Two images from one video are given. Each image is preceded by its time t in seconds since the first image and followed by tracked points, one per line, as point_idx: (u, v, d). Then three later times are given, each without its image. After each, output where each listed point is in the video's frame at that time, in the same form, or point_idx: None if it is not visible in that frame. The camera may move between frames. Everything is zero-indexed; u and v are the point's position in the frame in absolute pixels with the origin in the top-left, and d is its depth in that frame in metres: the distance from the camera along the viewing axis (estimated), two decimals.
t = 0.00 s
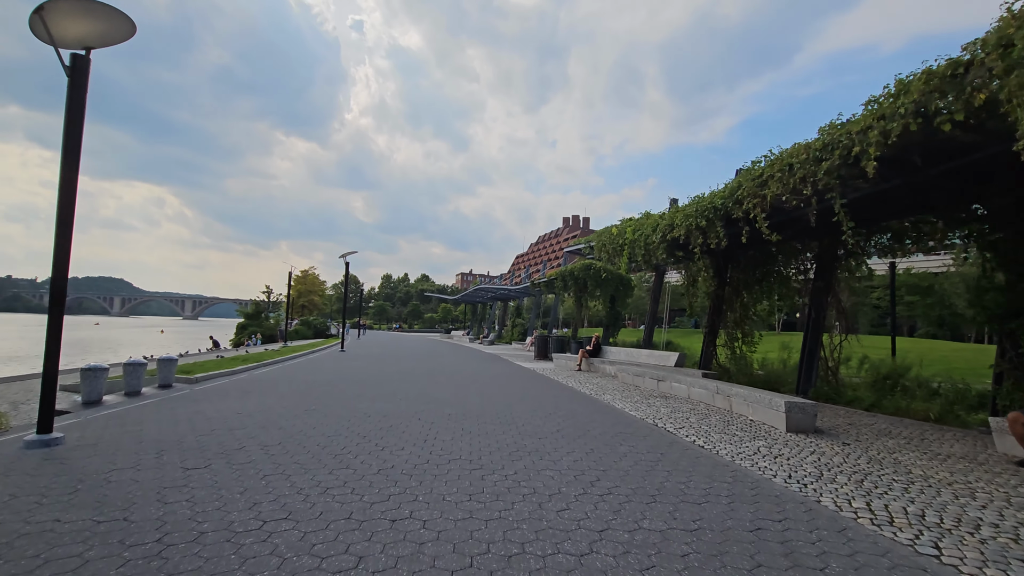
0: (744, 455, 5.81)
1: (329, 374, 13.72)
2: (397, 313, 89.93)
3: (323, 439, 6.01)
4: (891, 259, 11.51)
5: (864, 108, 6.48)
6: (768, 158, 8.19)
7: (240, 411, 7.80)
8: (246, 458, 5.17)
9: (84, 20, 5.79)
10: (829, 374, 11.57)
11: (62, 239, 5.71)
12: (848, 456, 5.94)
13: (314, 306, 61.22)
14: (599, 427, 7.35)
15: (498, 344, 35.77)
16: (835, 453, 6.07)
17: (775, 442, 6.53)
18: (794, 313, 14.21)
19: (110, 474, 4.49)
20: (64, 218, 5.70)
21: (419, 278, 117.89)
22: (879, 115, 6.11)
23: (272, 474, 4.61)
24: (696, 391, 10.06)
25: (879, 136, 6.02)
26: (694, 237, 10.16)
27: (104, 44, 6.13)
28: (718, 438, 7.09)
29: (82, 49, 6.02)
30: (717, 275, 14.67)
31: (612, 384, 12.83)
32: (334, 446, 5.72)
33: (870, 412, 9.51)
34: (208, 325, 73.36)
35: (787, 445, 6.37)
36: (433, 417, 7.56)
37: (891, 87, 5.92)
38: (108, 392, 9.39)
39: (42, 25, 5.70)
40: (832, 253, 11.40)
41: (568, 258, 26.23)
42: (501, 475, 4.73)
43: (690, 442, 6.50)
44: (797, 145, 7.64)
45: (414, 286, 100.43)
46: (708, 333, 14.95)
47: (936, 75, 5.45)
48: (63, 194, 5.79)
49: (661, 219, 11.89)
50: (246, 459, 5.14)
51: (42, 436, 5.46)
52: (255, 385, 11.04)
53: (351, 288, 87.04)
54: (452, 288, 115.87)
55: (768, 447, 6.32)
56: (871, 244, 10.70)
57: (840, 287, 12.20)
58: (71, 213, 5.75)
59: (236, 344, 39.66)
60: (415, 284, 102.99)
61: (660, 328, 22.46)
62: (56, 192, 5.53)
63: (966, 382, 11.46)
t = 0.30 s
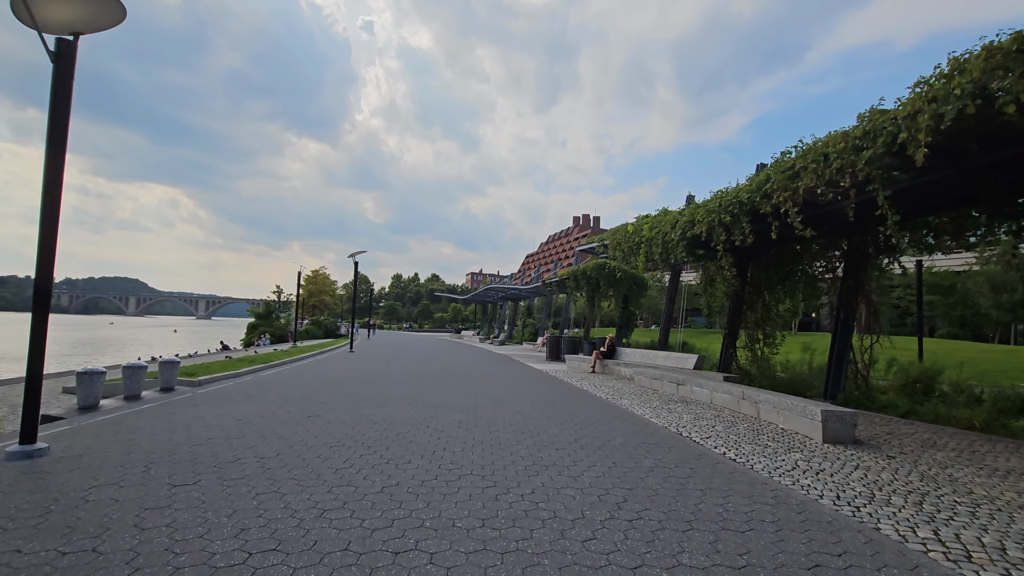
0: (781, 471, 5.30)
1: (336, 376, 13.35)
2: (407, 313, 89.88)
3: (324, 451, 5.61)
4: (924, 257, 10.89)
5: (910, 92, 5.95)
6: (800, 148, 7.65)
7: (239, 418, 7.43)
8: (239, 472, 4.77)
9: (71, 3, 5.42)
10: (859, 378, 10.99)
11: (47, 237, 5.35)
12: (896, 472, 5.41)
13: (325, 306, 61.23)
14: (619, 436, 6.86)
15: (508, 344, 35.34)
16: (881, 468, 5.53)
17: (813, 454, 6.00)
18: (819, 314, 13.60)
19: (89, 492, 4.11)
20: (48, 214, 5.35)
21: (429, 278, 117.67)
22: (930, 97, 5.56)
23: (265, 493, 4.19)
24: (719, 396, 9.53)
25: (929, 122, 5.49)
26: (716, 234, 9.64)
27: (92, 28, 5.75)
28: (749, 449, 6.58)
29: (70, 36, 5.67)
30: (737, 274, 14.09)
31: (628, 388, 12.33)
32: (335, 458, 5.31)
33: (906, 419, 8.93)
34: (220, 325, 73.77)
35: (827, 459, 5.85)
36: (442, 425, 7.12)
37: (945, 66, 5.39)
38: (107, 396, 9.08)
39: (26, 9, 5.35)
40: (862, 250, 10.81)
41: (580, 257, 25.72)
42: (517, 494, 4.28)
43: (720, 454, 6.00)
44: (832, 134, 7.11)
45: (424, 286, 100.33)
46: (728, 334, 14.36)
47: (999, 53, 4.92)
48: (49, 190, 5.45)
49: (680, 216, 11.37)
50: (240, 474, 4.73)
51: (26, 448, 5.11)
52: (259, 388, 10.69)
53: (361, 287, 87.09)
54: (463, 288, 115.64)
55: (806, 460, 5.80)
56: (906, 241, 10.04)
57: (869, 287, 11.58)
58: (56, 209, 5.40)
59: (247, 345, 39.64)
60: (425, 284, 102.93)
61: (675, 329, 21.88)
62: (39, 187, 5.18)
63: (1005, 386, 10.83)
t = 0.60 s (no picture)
0: (827, 488, 4.79)
1: (342, 378, 12.96)
2: (416, 313, 89.71)
3: (324, 462, 5.19)
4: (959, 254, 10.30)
5: (964, 70, 5.43)
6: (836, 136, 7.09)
7: (239, 424, 7.04)
8: (230, 488, 4.34)
9: None
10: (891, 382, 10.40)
11: (28, 232, 4.99)
12: (954, 489, 4.88)
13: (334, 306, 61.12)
14: (641, 445, 6.37)
15: (518, 345, 34.87)
16: (937, 485, 4.99)
17: (857, 468, 5.47)
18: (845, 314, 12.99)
19: (61, 512, 3.71)
20: (29, 206, 4.99)
21: (438, 278, 117.35)
22: (990, 74, 5.04)
23: (255, 513, 3.76)
24: (744, 401, 8.99)
25: (990, 101, 4.97)
26: (741, 229, 9.11)
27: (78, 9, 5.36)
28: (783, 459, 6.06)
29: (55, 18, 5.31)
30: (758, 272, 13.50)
31: (645, 391, 11.81)
32: (336, 471, 4.89)
33: (946, 427, 8.36)
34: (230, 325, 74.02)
35: (873, 473, 5.32)
36: (451, 433, 6.66)
37: (1009, 38, 4.83)
38: (105, 399, 8.75)
39: None
40: (894, 247, 10.22)
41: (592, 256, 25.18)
42: (535, 515, 3.83)
43: (754, 466, 5.50)
44: (872, 119, 6.58)
45: (433, 286, 100.13)
46: (749, 335, 13.78)
47: None
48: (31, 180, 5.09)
49: (700, 211, 10.84)
50: (230, 489, 4.31)
51: (3, 457, 4.74)
52: (262, 390, 10.31)
53: (370, 288, 87.03)
54: (471, 287, 115.37)
55: (850, 475, 5.27)
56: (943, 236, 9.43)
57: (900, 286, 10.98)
58: (37, 201, 5.03)
59: (257, 345, 39.57)
60: (434, 284, 102.70)
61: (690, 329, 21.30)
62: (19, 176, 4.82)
63: None
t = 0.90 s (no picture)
0: (874, 506, 4.29)
1: (346, 379, 12.57)
2: (424, 312, 89.53)
3: (319, 474, 4.76)
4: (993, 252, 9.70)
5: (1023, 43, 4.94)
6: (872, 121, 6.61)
7: (233, 429, 6.64)
8: (212, 504, 3.93)
9: None
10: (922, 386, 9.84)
11: None
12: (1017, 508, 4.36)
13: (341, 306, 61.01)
14: (661, 454, 5.90)
15: (526, 345, 34.51)
16: (995, 503, 4.49)
17: (903, 482, 4.97)
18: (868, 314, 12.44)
19: (20, 533, 3.31)
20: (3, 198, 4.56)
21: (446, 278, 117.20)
22: None
23: (235, 536, 3.34)
24: (767, 405, 8.48)
25: None
26: (763, 224, 8.60)
27: None
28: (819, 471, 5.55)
29: None
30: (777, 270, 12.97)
31: (660, 393, 11.32)
32: (331, 485, 4.46)
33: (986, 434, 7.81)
34: (239, 324, 74.23)
35: (921, 488, 4.82)
36: (457, 440, 6.23)
37: None
38: (98, 401, 8.40)
39: None
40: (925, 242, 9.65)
41: (601, 254, 24.68)
42: (550, 540, 3.38)
43: (789, 480, 5.01)
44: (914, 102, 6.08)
45: (441, 285, 100.03)
46: (767, 335, 13.23)
47: None
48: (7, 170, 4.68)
49: (719, 205, 10.32)
50: (211, 506, 3.90)
51: None
52: (262, 393, 9.92)
53: (378, 287, 86.92)
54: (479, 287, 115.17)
55: (896, 490, 4.78)
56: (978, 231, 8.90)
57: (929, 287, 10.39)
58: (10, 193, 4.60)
59: (264, 344, 39.46)
60: (442, 283, 102.58)
61: (703, 330, 20.74)
62: None
63: None
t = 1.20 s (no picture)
0: (935, 535, 3.77)
1: (349, 382, 12.14)
2: (431, 312, 89.24)
3: (309, 492, 4.31)
4: None
5: None
6: (914, 105, 6.09)
7: (223, 438, 6.21)
8: (185, 531, 3.49)
9: None
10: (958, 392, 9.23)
11: None
12: None
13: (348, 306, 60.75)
14: (685, 468, 5.39)
15: (534, 345, 33.98)
16: None
17: (960, 504, 4.44)
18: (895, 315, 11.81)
19: None
20: None
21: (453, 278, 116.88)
22: None
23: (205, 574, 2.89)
24: (794, 412, 7.93)
25: None
26: (789, 219, 8.06)
27: None
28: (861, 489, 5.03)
29: None
30: (798, 269, 12.38)
31: (676, 398, 10.79)
32: (322, 507, 4.00)
33: None
34: (247, 324, 74.29)
35: (983, 511, 4.28)
36: (463, 452, 5.75)
37: None
38: (87, 406, 8.02)
39: None
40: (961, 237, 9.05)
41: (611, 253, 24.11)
42: None
43: (831, 501, 4.48)
44: (963, 83, 5.54)
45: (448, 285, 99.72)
46: (787, 337, 12.65)
47: None
48: None
49: (739, 199, 9.79)
50: (184, 533, 3.45)
51: None
52: (259, 397, 9.52)
53: (385, 287, 86.68)
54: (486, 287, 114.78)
55: (954, 514, 4.25)
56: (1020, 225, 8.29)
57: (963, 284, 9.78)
58: None
59: (271, 345, 39.22)
60: (449, 283, 102.20)
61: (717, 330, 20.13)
62: None
63: None
